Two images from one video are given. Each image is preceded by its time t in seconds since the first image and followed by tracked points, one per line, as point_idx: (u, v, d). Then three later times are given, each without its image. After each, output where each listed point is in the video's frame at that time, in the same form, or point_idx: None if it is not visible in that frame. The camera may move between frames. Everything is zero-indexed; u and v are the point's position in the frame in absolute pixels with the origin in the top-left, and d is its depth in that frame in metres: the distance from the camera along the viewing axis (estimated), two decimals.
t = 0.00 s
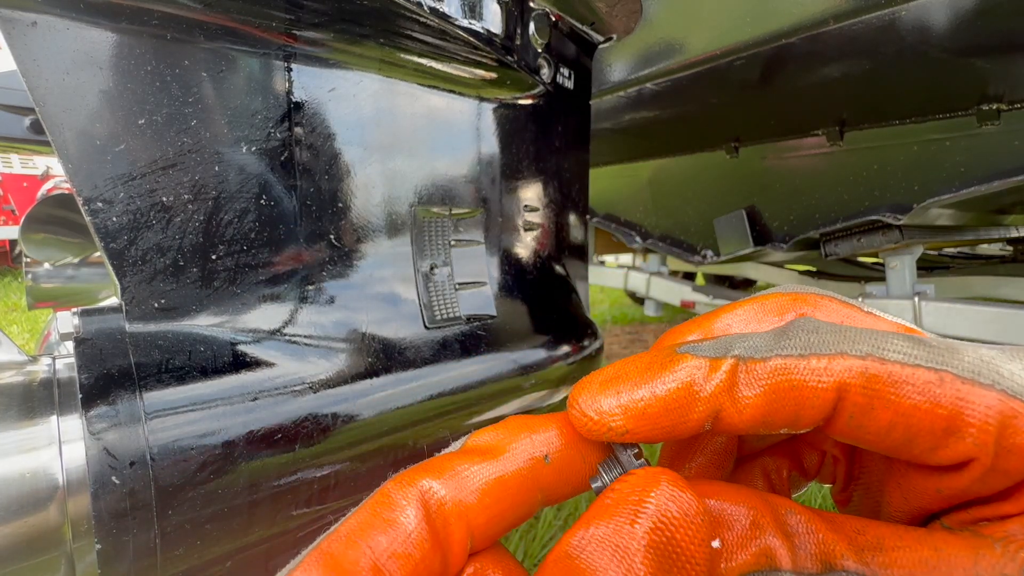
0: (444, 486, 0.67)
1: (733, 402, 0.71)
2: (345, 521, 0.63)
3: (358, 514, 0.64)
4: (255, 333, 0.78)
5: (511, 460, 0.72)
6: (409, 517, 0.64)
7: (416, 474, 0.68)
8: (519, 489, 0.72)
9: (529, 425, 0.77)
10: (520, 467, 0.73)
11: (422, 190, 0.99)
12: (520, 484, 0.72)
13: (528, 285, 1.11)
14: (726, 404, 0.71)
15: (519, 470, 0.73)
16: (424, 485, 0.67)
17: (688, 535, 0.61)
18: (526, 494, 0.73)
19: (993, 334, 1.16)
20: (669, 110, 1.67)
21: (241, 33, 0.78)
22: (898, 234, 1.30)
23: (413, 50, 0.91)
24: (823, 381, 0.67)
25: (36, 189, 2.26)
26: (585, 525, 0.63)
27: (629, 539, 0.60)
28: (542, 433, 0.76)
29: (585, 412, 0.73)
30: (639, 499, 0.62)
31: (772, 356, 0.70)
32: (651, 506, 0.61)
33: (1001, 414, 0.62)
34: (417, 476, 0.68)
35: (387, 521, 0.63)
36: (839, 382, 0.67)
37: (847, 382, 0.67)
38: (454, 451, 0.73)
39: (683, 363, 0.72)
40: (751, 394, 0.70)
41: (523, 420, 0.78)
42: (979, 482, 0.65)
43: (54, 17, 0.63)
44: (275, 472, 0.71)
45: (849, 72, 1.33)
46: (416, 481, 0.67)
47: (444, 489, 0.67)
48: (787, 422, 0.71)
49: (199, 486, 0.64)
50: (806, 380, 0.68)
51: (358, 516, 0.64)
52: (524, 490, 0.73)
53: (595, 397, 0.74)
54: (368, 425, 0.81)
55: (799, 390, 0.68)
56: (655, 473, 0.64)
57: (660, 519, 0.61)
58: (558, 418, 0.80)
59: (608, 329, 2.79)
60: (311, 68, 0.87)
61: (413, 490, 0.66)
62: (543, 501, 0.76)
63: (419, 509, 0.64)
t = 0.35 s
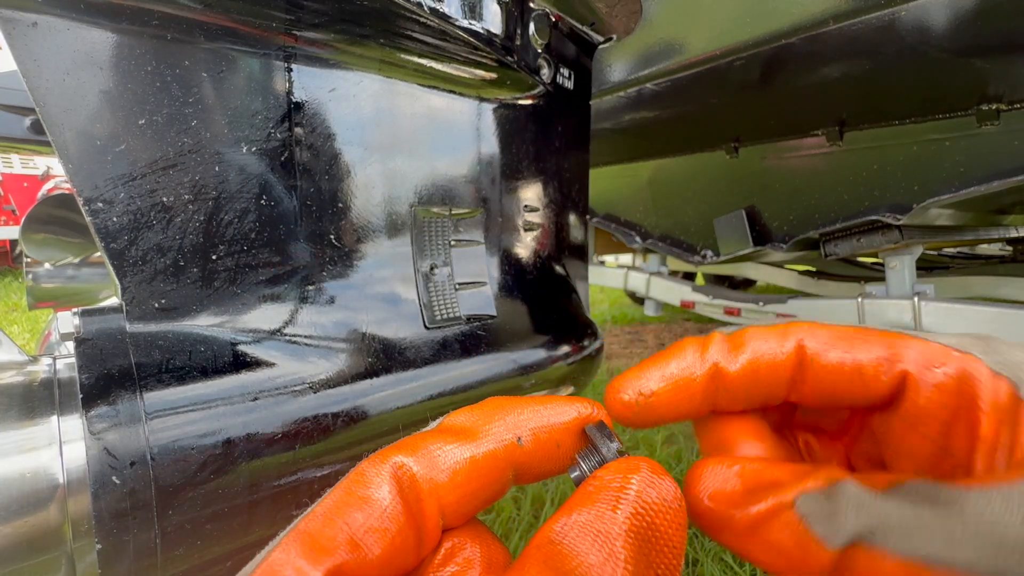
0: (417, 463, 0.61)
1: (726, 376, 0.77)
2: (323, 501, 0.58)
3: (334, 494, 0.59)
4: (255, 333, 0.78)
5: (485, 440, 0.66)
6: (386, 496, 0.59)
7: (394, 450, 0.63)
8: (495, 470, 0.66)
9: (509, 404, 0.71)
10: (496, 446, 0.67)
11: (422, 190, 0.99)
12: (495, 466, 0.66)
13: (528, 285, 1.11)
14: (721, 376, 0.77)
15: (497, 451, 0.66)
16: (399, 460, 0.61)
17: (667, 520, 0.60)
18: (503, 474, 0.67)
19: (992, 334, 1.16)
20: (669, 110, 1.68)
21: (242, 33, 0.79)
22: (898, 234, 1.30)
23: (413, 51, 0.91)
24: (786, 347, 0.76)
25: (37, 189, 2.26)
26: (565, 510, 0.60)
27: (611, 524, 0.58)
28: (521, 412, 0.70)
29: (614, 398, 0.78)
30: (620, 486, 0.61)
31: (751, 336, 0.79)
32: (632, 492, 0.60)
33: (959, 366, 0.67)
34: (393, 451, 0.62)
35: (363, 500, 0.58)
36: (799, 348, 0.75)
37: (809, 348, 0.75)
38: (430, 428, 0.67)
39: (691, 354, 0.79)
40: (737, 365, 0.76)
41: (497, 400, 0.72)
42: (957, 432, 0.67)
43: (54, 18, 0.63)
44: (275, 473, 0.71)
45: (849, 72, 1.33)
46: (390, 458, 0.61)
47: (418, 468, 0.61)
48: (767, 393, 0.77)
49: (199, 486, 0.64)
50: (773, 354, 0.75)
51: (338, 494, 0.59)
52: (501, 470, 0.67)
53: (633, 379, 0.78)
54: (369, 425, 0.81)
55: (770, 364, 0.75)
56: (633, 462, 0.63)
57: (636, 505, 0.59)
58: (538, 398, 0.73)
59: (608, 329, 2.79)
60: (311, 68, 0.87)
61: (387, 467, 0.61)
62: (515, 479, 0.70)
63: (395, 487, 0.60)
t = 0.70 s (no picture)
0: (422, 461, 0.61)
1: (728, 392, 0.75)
2: (323, 501, 0.58)
3: (335, 493, 0.58)
4: (255, 333, 0.78)
5: (490, 438, 0.66)
6: (387, 496, 0.58)
7: (395, 449, 0.63)
8: (502, 469, 0.66)
9: (516, 402, 0.71)
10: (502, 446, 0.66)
11: (422, 190, 0.99)
12: (501, 465, 0.66)
13: (527, 284, 1.12)
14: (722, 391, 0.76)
15: (502, 450, 0.66)
16: (400, 460, 0.61)
17: (673, 530, 0.60)
18: (508, 473, 0.67)
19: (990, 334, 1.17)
20: (669, 110, 1.68)
21: (242, 33, 0.79)
22: (898, 234, 1.29)
23: (414, 51, 0.92)
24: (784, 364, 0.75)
25: (39, 189, 2.27)
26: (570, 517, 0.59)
27: (618, 533, 0.58)
28: (527, 412, 0.69)
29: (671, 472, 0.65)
30: (624, 493, 0.60)
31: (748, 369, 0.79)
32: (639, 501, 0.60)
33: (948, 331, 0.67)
34: (394, 451, 0.62)
35: (364, 501, 0.57)
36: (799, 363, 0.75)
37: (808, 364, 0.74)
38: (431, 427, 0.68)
39: (758, 410, 0.67)
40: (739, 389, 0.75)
41: (503, 399, 0.72)
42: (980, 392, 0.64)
43: (55, 18, 0.64)
44: (276, 472, 0.72)
45: (848, 73, 1.34)
46: (392, 457, 0.61)
47: (422, 466, 0.61)
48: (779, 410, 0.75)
49: (200, 486, 0.65)
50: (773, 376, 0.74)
51: (338, 492, 0.58)
52: (507, 470, 0.67)
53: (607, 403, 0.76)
54: (369, 425, 0.81)
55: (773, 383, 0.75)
56: (638, 469, 0.63)
57: (642, 513, 0.59)
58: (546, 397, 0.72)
59: (608, 329, 2.80)
60: (312, 68, 0.87)
61: (389, 462, 0.61)
62: (519, 478, 0.70)
63: (397, 486, 0.59)
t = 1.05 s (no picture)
0: (434, 453, 0.62)
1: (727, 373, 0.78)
2: (335, 492, 0.59)
3: (347, 484, 0.59)
4: (255, 333, 0.79)
5: (502, 430, 0.66)
6: (398, 487, 0.59)
7: (407, 441, 0.63)
8: (512, 460, 0.66)
9: (528, 395, 0.71)
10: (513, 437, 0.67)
11: (422, 190, 0.99)
12: (512, 456, 0.66)
13: (527, 284, 1.12)
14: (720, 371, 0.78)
15: (513, 443, 0.66)
16: (411, 451, 0.61)
17: (686, 521, 0.60)
18: (519, 465, 0.67)
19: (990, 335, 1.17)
20: (669, 111, 1.68)
21: (242, 33, 0.79)
22: (897, 234, 1.31)
23: (414, 51, 0.92)
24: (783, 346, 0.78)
25: (40, 188, 2.27)
26: (583, 509, 0.60)
27: (631, 524, 0.58)
28: (539, 404, 0.69)
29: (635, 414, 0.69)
30: (638, 485, 0.61)
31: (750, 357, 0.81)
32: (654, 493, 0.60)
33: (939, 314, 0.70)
34: (406, 442, 0.62)
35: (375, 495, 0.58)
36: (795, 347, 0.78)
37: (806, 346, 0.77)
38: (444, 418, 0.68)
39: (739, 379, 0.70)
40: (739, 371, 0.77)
41: (515, 391, 0.72)
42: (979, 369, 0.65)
43: (55, 19, 0.64)
44: (276, 472, 0.72)
45: (848, 73, 1.34)
46: (404, 449, 0.61)
47: (434, 458, 0.62)
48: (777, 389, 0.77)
49: (200, 485, 0.65)
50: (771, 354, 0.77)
51: (350, 483, 0.59)
52: (518, 461, 0.67)
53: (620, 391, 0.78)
54: (369, 424, 0.81)
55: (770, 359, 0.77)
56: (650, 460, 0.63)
57: (655, 506, 0.59)
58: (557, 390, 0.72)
59: (608, 329, 2.80)
60: (312, 69, 0.87)
61: (401, 454, 0.61)
62: (530, 470, 0.70)
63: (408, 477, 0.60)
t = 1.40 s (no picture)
0: (417, 459, 0.61)
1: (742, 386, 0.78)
2: (315, 498, 0.59)
3: (329, 489, 0.59)
4: (255, 333, 0.79)
5: (486, 437, 0.66)
6: (379, 492, 0.59)
7: (389, 446, 0.63)
8: (495, 467, 0.66)
9: (511, 401, 0.70)
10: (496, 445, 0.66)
11: (422, 190, 0.99)
12: (495, 464, 0.66)
13: (527, 284, 1.12)
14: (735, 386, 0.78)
15: (495, 450, 0.66)
16: (394, 457, 0.61)
17: (664, 523, 0.61)
18: (501, 473, 0.67)
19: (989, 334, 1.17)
20: (669, 111, 1.68)
21: (242, 33, 0.79)
22: (897, 234, 1.29)
23: (414, 51, 0.92)
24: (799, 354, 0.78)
25: (40, 188, 2.27)
26: (562, 512, 0.59)
27: (609, 526, 0.58)
28: (522, 411, 0.69)
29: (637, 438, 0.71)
30: (617, 488, 0.61)
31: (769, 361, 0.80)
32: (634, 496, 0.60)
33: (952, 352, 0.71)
34: (390, 448, 0.62)
35: (358, 498, 0.59)
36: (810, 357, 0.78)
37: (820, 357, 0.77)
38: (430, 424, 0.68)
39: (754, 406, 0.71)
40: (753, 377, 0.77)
41: (500, 398, 0.71)
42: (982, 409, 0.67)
43: (55, 19, 0.64)
44: (275, 472, 0.72)
45: (848, 73, 1.34)
46: (387, 455, 0.61)
47: (417, 464, 0.61)
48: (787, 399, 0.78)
49: (199, 485, 0.65)
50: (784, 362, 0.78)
51: (331, 489, 0.59)
52: (500, 469, 0.67)
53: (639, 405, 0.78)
54: (369, 425, 0.81)
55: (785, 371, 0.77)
56: (631, 463, 0.63)
57: (635, 508, 0.60)
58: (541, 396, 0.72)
59: (608, 329, 2.80)
60: (312, 69, 0.87)
61: (384, 460, 0.61)
62: (512, 478, 0.69)
63: (390, 484, 0.60)
